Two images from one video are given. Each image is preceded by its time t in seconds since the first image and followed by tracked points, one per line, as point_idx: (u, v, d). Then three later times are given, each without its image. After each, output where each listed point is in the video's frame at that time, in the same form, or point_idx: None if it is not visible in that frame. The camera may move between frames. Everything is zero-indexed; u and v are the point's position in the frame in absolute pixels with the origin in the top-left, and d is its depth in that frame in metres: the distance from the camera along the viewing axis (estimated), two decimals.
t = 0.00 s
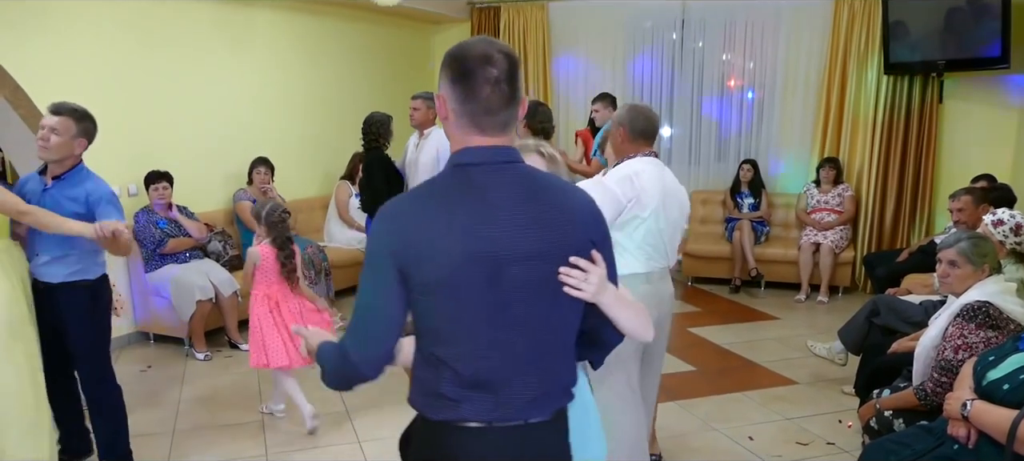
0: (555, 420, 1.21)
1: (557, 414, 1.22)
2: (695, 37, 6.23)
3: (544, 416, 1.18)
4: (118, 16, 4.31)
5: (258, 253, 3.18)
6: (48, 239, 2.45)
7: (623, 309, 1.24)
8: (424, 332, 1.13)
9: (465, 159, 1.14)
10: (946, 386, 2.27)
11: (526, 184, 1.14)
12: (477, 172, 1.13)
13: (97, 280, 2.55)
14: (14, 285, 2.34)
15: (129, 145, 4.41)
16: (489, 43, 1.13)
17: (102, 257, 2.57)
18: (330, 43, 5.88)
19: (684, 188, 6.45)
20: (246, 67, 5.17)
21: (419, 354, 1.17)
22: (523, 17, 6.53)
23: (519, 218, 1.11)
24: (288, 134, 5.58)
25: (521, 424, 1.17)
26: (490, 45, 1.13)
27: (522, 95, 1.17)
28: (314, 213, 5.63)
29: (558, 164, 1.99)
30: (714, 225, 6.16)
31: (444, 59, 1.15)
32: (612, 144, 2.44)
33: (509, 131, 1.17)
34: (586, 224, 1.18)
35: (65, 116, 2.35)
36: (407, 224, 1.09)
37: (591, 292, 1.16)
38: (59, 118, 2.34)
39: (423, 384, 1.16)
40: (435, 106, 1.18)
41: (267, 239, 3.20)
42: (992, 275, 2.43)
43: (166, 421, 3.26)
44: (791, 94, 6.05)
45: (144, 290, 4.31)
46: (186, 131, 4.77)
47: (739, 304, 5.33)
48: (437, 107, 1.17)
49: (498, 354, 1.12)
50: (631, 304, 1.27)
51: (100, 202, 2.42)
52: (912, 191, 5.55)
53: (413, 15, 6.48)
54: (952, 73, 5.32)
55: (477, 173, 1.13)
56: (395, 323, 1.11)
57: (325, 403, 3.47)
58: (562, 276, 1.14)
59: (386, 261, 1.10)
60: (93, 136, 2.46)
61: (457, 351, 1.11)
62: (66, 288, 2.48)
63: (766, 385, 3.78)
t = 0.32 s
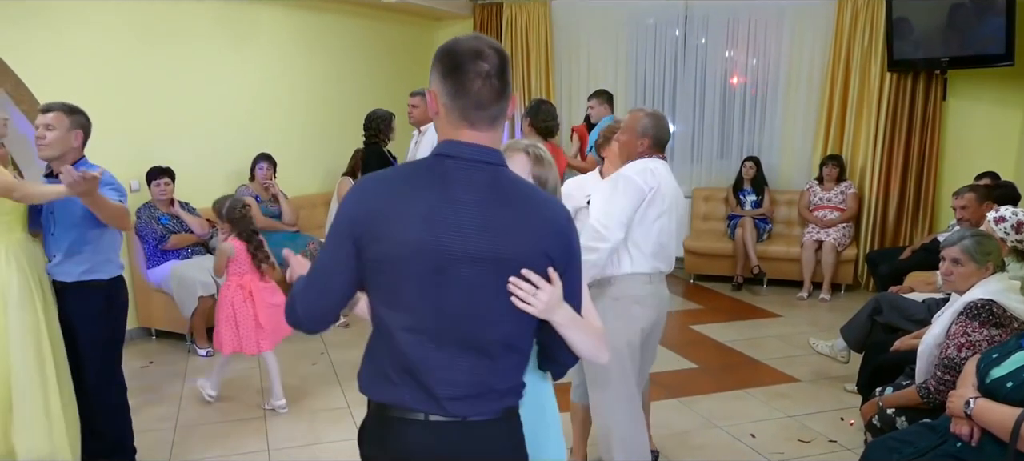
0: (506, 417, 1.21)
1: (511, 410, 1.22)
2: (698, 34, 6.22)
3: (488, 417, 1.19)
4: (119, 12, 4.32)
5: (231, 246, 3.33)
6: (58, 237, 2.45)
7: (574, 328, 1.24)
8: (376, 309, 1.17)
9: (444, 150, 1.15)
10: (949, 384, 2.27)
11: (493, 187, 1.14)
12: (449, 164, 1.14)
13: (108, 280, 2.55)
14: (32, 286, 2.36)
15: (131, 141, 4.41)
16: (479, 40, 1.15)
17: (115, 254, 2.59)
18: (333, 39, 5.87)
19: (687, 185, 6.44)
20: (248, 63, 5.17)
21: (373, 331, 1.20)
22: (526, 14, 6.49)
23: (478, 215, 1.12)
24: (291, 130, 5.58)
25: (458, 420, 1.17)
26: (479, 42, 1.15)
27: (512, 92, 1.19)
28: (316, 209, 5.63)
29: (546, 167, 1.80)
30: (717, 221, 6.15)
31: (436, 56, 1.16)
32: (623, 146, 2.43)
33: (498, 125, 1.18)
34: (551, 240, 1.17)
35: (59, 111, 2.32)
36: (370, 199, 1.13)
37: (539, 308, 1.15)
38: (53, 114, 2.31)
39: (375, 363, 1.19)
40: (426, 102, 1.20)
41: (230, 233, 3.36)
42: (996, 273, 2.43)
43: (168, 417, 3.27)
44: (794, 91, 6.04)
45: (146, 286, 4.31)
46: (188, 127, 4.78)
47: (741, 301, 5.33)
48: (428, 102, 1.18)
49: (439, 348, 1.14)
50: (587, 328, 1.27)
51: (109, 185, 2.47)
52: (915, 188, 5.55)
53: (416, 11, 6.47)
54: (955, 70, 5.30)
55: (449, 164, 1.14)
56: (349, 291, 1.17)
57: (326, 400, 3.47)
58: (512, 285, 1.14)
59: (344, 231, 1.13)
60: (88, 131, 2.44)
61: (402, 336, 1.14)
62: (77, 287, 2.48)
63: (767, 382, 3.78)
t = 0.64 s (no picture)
0: (497, 411, 1.22)
1: (502, 405, 1.23)
2: (700, 31, 6.21)
3: (477, 411, 1.19)
4: (121, 11, 4.32)
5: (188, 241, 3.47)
6: (38, 231, 2.42)
7: (566, 328, 1.22)
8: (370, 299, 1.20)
9: (438, 146, 1.16)
10: (950, 381, 2.26)
11: (482, 184, 1.14)
12: (441, 160, 1.15)
13: (85, 277, 2.44)
14: (24, 285, 2.37)
15: (134, 139, 4.42)
16: (473, 41, 1.14)
17: (97, 252, 2.49)
18: (335, 37, 5.87)
19: (689, 182, 6.44)
20: (251, 61, 5.17)
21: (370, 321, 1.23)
22: (529, 11, 6.48)
23: (462, 210, 1.12)
24: (293, 128, 5.58)
25: (445, 413, 1.18)
26: (473, 43, 1.14)
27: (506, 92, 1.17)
28: (319, 207, 5.63)
29: (551, 165, 1.75)
30: (719, 219, 6.15)
31: (432, 56, 1.16)
32: (624, 140, 2.42)
33: (490, 125, 1.18)
34: (541, 236, 1.15)
35: (46, 107, 2.35)
36: (362, 193, 1.16)
37: (526, 304, 1.14)
38: (40, 109, 2.34)
39: (371, 354, 1.23)
40: (422, 100, 1.21)
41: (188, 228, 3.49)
42: (998, 270, 2.43)
43: (171, 415, 3.27)
44: (797, 88, 6.04)
45: (149, 284, 4.32)
46: (190, 125, 4.78)
47: (744, 298, 5.33)
48: (424, 99, 1.19)
49: (425, 339, 1.15)
50: (582, 328, 1.25)
51: (72, 176, 2.38)
52: (918, 184, 5.54)
53: (419, 9, 6.46)
54: (958, 67, 5.28)
55: (441, 160, 1.15)
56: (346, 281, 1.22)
57: (328, 398, 3.47)
58: (496, 281, 1.14)
59: (338, 224, 1.18)
60: (79, 129, 2.47)
61: (391, 327, 1.17)
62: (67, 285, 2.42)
63: (770, 379, 3.78)
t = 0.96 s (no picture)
0: (531, 399, 1.23)
1: (536, 392, 1.23)
2: (700, 28, 6.21)
3: (512, 399, 1.20)
4: (121, 10, 4.33)
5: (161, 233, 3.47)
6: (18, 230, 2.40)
7: (593, 305, 1.21)
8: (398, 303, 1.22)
9: (443, 144, 1.18)
10: (951, 377, 2.27)
11: (490, 174, 1.15)
12: (448, 157, 1.17)
13: (50, 280, 2.38)
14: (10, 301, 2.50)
15: (135, 138, 4.44)
16: (464, 37, 1.16)
17: (66, 256, 2.41)
18: (336, 35, 5.87)
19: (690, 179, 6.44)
20: (252, 60, 5.18)
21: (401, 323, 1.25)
22: (529, 9, 6.46)
23: (475, 201, 1.13)
24: (294, 127, 5.59)
25: (479, 403, 1.19)
26: (464, 39, 1.15)
27: (502, 85, 1.18)
28: (320, 205, 5.64)
29: (567, 159, 1.73)
30: (720, 216, 6.15)
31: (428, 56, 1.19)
32: (616, 130, 2.47)
33: (490, 118, 1.19)
34: (552, 215, 1.15)
35: (33, 107, 2.30)
36: (376, 201, 1.19)
37: (548, 283, 1.13)
38: (26, 110, 2.28)
39: (406, 353, 1.24)
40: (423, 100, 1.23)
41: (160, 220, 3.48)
42: (998, 266, 2.43)
43: (172, 414, 3.27)
44: (798, 85, 6.04)
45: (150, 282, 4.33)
46: (191, 124, 4.79)
47: (745, 295, 5.33)
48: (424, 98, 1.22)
49: (453, 332, 1.16)
50: (609, 303, 1.23)
51: (31, 185, 2.29)
52: (919, 180, 5.54)
53: (420, 7, 6.46)
54: (959, 63, 5.28)
55: (448, 157, 1.17)
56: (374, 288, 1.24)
57: (330, 396, 3.48)
58: (515, 264, 1.14)
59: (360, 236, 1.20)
60: (69, 130, 2.40)
61: (420, 324, 1.18)
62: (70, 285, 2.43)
63: (771, 376, 3.78)
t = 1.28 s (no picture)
0: (557, 385, 1.23)
1: (561, 378, 1.24)
2: (700, 17, 6.20)
3: (540, 384, 1.20)
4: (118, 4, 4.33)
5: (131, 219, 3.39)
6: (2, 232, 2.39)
7: (609, 277, 1.21)
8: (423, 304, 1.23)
9: (441, 144, 1.18)
10: (948, 366, 2.27)
11: (492, 163, 1.15)
12: (450, 156, 1.17)
13: (31, 279, 2.38)
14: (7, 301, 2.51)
15: (133, 131, 4.44)
16: (452, 37, 1.16)
17: (48, 259, 2.39)
18: (336, 27, 5.86)
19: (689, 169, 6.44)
20: (251, 52, 5.17)
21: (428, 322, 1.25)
22: None
23: (482, 193, 1.14)
24: (294, 118, 5.58)
25: (508, 387, 1.19)
26: (452, 39, 1.16)
27: (496, 79, 1.19)
28: (320, 197, 5.64)
29: (572, 146, 1.72)
30: (719, 206, 6.16)
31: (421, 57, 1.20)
32: (594, 123, 2.47)
33: (489, 113, 1.19)
34: (556, 192, 1.15)
35: (7, 110, 2.24)
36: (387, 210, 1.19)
37: (562, 259, 1.13)
38: None
39: (437, 349, 1.24)
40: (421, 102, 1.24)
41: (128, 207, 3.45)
42: (996, 255, 2.43)
43: (171, 406, 3.28)
44: (798, 75, 6.04)
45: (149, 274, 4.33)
46: (190, 116, 4.79)
47: (744, 285, 5.33)
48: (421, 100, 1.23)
49: (478, 321, 1.17)
50: (624, 274, 1.24)
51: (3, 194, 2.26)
52: (919, 169, 5.53)
53: None
54: (960, 52, 5.26)
55: (449, 156, 1.17)
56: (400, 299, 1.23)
57: (329, 387, 3.48)
58: (528, 245, 1.14)
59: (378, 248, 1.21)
60: (46, 131, 2.35)
61: (448, 317, 1.19)
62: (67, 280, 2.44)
63: (770, 365, 3.79)
